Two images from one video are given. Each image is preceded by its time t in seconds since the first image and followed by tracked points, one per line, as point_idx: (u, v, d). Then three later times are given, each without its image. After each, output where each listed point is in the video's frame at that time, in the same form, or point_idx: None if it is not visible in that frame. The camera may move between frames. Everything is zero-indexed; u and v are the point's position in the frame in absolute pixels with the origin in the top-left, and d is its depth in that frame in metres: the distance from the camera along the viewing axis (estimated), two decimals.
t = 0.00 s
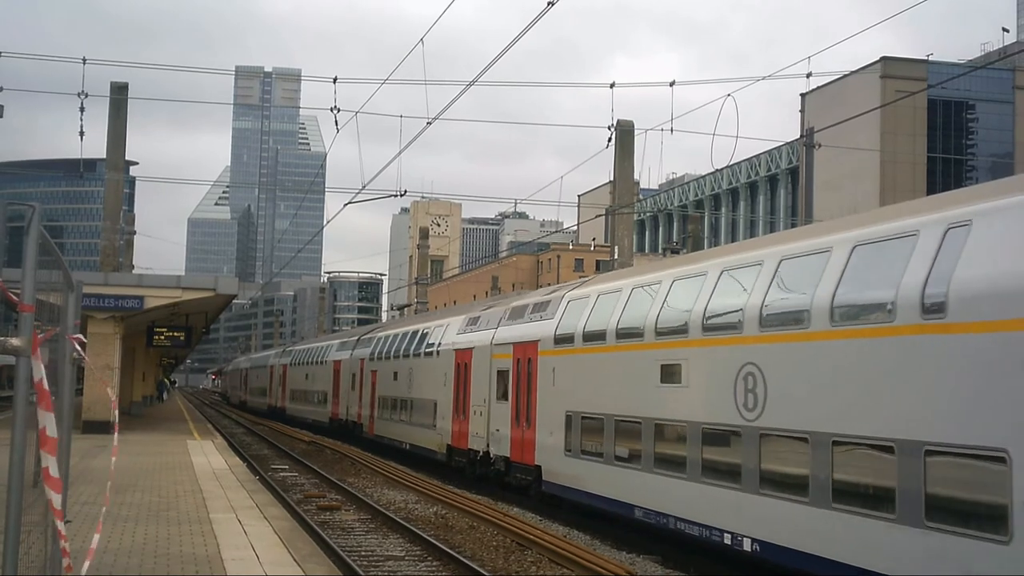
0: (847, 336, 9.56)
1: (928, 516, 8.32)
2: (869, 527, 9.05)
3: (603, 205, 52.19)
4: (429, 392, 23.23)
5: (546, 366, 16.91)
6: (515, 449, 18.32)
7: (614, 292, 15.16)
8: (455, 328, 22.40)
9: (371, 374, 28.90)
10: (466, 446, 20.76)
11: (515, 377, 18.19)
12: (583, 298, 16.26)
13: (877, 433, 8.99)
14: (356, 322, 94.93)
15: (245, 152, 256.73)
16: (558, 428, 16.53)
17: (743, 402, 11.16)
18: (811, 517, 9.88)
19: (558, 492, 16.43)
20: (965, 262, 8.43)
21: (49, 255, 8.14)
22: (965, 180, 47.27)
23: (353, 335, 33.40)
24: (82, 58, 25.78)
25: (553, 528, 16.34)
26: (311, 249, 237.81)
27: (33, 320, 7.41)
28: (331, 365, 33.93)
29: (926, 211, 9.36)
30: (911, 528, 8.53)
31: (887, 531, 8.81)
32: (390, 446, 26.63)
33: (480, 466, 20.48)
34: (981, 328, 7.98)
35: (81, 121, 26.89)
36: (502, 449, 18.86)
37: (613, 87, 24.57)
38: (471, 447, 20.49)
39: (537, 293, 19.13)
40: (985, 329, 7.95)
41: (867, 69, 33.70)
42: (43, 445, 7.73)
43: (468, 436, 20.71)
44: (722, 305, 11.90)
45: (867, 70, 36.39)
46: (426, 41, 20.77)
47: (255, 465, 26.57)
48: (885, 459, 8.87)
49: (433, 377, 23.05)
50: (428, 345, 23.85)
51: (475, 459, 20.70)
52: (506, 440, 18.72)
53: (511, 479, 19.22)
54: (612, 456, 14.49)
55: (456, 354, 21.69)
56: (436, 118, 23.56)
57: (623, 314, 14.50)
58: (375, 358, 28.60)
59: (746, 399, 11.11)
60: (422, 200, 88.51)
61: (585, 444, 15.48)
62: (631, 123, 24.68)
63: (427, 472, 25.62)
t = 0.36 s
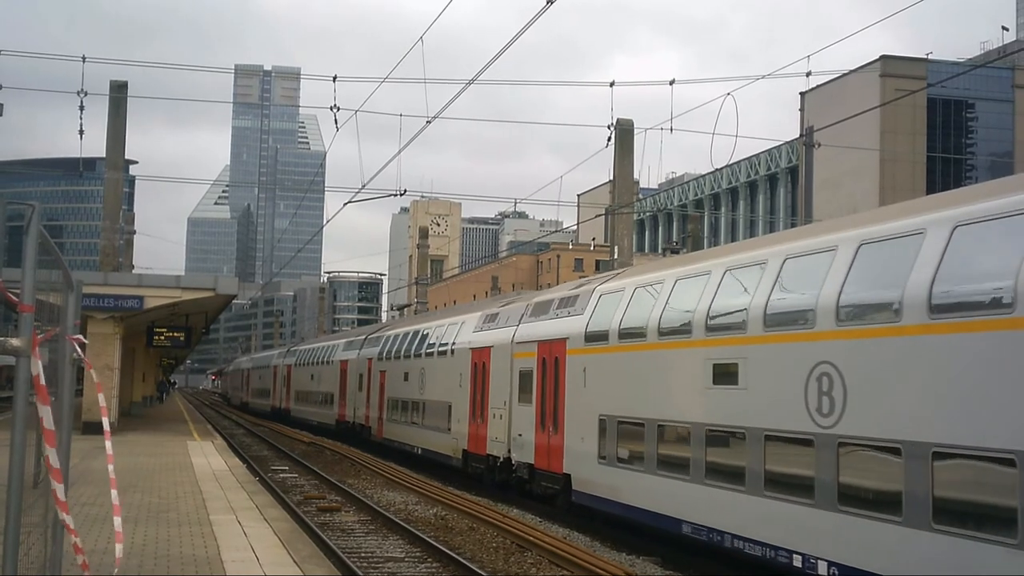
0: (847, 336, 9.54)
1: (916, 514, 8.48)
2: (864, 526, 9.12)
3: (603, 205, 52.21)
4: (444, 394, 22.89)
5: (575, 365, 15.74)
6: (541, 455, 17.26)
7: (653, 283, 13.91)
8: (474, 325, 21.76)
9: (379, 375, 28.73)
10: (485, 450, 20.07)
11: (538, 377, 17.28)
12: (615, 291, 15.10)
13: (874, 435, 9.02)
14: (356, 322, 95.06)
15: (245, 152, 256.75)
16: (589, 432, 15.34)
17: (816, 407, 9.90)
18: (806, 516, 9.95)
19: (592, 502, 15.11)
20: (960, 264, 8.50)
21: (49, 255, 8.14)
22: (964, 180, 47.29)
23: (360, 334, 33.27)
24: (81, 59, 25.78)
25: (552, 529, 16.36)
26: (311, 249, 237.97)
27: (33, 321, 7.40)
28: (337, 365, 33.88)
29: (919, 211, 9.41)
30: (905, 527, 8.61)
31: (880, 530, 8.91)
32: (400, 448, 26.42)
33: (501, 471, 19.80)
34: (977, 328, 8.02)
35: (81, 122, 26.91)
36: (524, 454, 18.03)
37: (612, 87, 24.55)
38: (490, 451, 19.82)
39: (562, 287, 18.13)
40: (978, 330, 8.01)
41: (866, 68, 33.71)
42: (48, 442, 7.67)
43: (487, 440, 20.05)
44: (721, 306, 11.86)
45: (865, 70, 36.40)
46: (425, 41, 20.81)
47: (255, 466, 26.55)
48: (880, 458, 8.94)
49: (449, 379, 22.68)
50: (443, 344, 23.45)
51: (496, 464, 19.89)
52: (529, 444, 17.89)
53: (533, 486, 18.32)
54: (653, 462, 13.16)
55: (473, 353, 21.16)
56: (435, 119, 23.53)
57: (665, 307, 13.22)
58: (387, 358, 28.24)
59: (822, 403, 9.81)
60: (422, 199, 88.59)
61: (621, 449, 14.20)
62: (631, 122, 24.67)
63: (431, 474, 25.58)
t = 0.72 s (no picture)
0: (855, 333, 9.41)
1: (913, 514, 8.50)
2: (867, 526, 9.05)
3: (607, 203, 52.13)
4: (463, 393, 21.74)
5: (614, 360, 14.33)
6: (574, 457, 15.86)
7: (707, 271, 12.52)
8: (498, 318, 20.48)
9: (393, 373, 28.02)
10: (509, 452, 18.85)
11: (570, 376, 15.95)
12: (661, 279, 13.66)
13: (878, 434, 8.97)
14: (360, 319, 95.05)
15: (249, 149, 257.03)
16: (630, 434, 13.86)
17: (917, 410, 8.55)
18: (807, 515, 9.88)
19: (634, 513, 13.61)
20: (960, 261, 8.50)
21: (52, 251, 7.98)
22: (969, 179, 47.17)
23: (372, 330, 32.62)
24: (86, 55, 25.82)
25: (556, 528, 16.29)
26: (315, 246, 238.07)
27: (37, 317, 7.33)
28: (348, 362, 33.52)
29: (920, 209, 9.41)
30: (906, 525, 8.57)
31: (880, 529, 8.88)
32: (416, 449, 25.50)
33: (529, 475, 18.52)
34: (987, 326, 7.94)
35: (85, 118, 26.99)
36: (555, 458, 16.61)
37: (617, 84, 24.36)
38: (516, 454, 18.51)
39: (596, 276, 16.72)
40: (984, 327, 7.97)
41: (870, 66, 33.57)
42: (53, 448, 7.71)
43: (512, 441, 18.76)
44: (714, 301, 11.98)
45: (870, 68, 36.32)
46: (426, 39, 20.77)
47: (258, 463, 26.49)
48: (884, 459, 8.87)
49: (468, 377, 21.55)
50: (463, 340, 22.33)
51: (524, 467, 18.51)
52: (560, 445, 16.45)
53: (563, 491, 16.96)
54: (707, 469, 11.73)
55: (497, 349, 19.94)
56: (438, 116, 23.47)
57: (723, 296, 11.83)
58: (403, 354, 27.25)
59: (922, 408, 8.49)
60: (426, 197, 88.58)
61: (668, 452, 12.74)
62: (635, 119, 24.57)
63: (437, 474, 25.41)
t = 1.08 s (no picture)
0: (861, 334, 9.39)
1: (905, 512, 8.65)
2: (867, 526, 9.13)
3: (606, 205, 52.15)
4: (480, 396, 20.86)
5: (652, 360, 13.29)
6: (604, 463, 14.80)
7: (761, 262, 11.52)
8: (517, 317, 19.54)
9: (402, 375, 27.44)
10: (531, 459, 17.88)
11: (600, 377, 14.91)
12: (705, 272, 12.67)
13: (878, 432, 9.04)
14: (360, 321, 95.03)
15: (248, 151, 257.05)
16: (670, 440, 12.82)
17: None
18: (812, 517, 9.91)
19: (679, 527, 12.55)
20: (956, 263, 8.57)
21: (51, 253, 8.01)
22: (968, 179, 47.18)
23: (380, 330, 32.03)
24: (86, 57, 25.87)
25: (556, 529, 16.35)
26: (315, 249, 238.04)
27: (37, 319, 7.37)
28: (354, 363, 33.09)
29: (915, 211, 9.49)
30: (901, 524, 8.70)
31: (878, 530, 8.99)
32: (429, 454, 24.72)
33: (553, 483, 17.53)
34: (981, 327, 8.04)
35: (84, 120, 27.05)
36: (583, 466, 15.57)
37: (616, 86, 24.39)
38: (538, 460, 17.50)
39: (627, 271, 15.72)
40: (983, 328, 8.03)
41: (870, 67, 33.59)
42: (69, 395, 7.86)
43: (534, 447, 17.78)
44: (710, 304, 12.12)
45: (869, 69, 36.34)
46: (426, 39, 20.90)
47: (258, 465, 26.50)
48: (887, 461, 8.91)
49: (485, 380, 20.68)
50: (478, 341, 21.45)
51: (548, 475, 17.49)
52: (589, 452, 15.40)
53: (591, 501, 15.94)
54: (764, 479, 10.72)
55: (516, 349, 19.01)
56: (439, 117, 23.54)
57: (782, 288, 10.83)
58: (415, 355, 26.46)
59: None
60: (426, 199, 88.61)
61: (716, 460, 11.72)
62: (635, 121, 24.60)
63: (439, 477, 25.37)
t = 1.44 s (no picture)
0: (864, 331, 9.35)
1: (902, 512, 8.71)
2: (869, 527, 9.12)
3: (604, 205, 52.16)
4: (499, 396, 19.68)
5: (702, 357, 12.04)
6: (643, 468, 13.49)
7: (836, 247, 10.28)
8: (540, 312, 18.30)
9: (411, 374, 26.43)
10: (556, 464, 16.59)
11: (638, 378, 13.67)
12: (764, 261, 11.48)
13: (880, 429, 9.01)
14: (358, 321, 94.97)
15: (246, 151, 257.01)
16: (722, 445, 11.56)
17: None
18: (816, 518, 9.85)
19: (735, 544, 11.29)
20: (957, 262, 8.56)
21: (50, 251, 8.01)
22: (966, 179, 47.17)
23: (388, 328, 31.00)
24: (84, 56, 25.86)
25: (554, 528, 16.33)
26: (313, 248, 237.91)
27: (35, 318, 7.37)
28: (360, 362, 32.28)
29: (917, 209, 9.50)
30: (896, 523, 8.78)
31: (876, 529, 9.02)
32: (443, 458, 23.53)
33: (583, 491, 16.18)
34: (979, 325, 8.06)
35: (81, 118, 27.04)
36: (618, 473, 14.20)
37: (615, 85, 24.37)
38: (565, 466, 16.15)
39: (667, 261, 14.46)
40: (980, 326, 8.05)
41: (869, 67, 33.59)
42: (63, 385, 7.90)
43: (560, 452, 16.45)
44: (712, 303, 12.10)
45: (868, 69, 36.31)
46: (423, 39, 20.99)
47: (256, 464, 26.42)
48: (883, 459, 8.97)
49: (503, 378, 19.51)
50: (496, 339, 20.22)
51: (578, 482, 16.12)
52: (625, 458, 14.02)
53: (625, 511, 14.55)
54: (843, 494, 9.48)
55: (539, 346, 17.75)
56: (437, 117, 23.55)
57: (862, 277, 9.63)
58: (425, 354, 25.28)
59: None
60: (424, 198, 88.61)
61: (780, 470, 10.48)
62: (633, 120, 24.57)
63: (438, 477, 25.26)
